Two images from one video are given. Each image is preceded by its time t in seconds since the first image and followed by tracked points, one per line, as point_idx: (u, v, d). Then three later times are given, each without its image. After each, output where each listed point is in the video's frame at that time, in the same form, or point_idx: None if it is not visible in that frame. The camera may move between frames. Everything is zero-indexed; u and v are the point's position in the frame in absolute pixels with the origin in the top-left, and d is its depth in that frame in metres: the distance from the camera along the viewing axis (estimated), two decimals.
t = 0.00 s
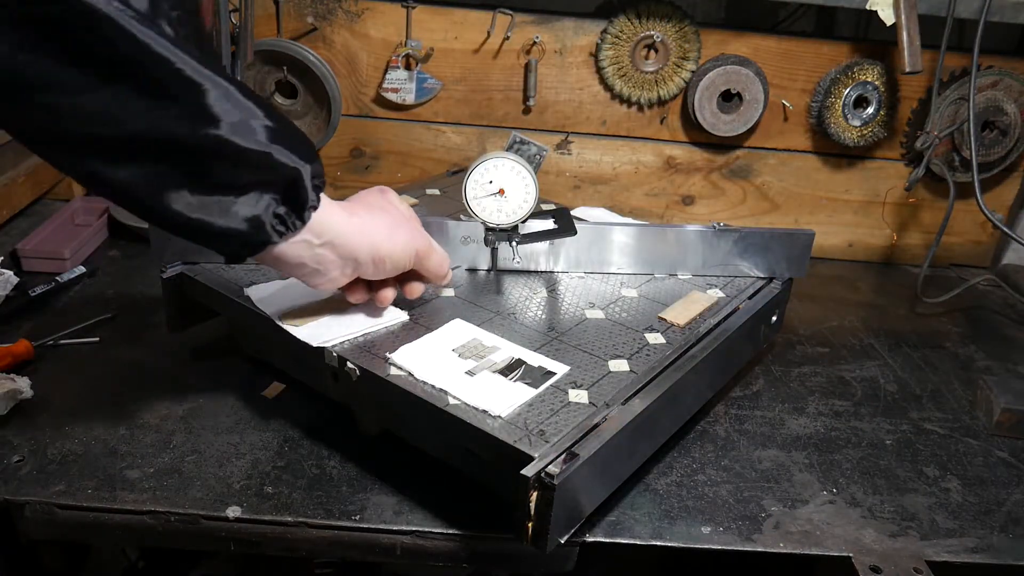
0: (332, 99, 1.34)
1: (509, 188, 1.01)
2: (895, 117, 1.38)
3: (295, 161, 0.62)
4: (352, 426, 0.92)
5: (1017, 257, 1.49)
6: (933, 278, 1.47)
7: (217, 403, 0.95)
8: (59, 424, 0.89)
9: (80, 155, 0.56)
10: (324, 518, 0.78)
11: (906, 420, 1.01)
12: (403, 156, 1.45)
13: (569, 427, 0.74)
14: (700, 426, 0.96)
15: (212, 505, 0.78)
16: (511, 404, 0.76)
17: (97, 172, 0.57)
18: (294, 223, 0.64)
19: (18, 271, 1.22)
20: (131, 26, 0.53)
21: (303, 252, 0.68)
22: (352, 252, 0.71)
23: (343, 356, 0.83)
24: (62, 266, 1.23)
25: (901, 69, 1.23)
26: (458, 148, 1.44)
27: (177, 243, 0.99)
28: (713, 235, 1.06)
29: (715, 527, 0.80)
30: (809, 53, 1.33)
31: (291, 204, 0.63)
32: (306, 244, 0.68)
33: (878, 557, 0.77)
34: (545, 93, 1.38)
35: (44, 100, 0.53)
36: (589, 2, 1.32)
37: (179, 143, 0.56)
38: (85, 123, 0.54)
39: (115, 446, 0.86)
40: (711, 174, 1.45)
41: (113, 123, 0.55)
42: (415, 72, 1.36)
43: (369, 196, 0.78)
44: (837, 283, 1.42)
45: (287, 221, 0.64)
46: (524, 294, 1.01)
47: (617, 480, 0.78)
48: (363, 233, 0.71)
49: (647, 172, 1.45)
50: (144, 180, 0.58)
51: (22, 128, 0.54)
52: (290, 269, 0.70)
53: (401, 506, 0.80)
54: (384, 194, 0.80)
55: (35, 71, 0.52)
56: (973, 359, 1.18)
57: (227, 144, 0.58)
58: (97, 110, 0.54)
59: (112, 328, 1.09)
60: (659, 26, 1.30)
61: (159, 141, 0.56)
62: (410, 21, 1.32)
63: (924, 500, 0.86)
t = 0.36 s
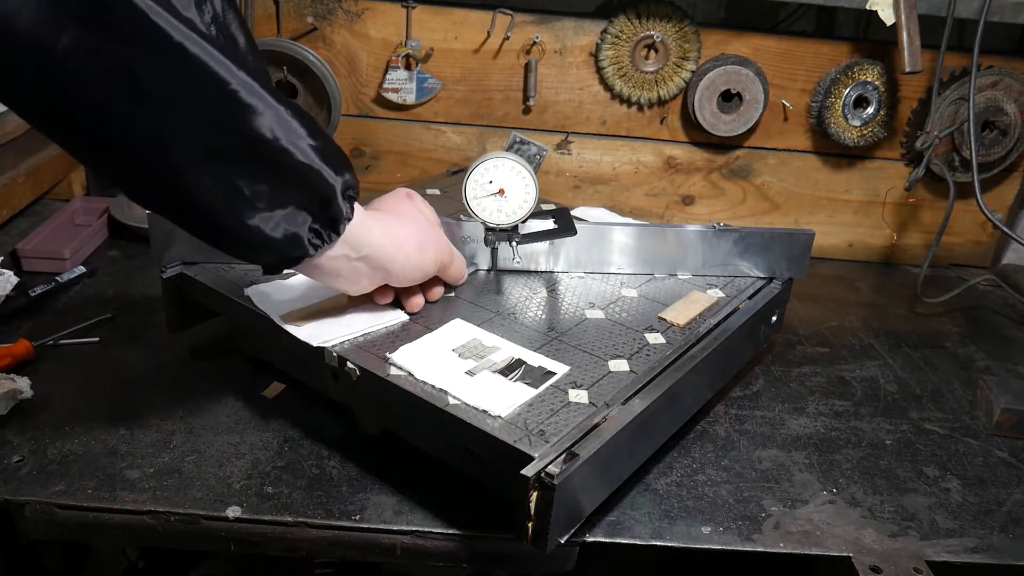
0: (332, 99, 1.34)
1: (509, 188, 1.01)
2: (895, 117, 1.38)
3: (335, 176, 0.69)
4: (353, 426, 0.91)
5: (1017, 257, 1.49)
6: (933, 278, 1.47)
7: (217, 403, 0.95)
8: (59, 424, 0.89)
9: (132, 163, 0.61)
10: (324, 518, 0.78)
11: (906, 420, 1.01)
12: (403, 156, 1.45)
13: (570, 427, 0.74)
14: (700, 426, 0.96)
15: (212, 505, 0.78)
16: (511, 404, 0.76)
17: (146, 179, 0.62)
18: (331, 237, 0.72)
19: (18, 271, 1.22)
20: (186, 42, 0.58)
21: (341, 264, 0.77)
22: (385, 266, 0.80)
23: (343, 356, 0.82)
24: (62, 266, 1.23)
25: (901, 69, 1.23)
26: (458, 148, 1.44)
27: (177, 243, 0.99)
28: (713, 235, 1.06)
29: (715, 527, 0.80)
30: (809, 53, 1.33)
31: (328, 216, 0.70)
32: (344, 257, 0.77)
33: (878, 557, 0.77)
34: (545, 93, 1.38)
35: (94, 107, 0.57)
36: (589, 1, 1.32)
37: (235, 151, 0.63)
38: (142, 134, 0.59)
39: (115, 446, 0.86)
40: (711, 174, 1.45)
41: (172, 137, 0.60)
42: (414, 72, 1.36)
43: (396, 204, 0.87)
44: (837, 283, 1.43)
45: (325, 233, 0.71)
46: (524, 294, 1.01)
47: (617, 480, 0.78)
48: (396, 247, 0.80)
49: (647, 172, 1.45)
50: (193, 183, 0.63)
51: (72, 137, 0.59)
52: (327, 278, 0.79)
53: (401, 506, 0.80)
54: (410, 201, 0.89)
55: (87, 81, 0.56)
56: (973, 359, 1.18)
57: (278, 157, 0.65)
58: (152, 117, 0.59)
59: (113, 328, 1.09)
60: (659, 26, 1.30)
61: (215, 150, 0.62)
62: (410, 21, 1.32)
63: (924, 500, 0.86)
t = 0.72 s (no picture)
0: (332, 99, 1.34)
1: (509, 188, 1.01)
2: (895, 117, 1.38)
3: (344, 182, 0.70)
4: (353, 426, 0.91)
5: (1017, 257, 1.49)
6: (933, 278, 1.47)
7: (217, 403, 0.95)
8: (59, 424, 0.89)
9: (139, 165, 0.61)
10: (324, 518, 0.78)
11: (906, 420, 1.01)
12: (403, 156, 1.45)
13: (570, 427, 0.74)
14: (700, 427, 0.96)
15: (212, 505, 0.78)
16: (511, 404, 0.76)
17: (153, 181, 0.62)
18: (337, 240, 0.73)
19: (18, 271, 1.22)
20: (202, 49, 0.58)
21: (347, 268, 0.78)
22: (391, 270, 0.81)
23: (343, 356, 0.82)
24: (62, 266, 1.23)
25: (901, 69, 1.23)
26: (458, 148, 1.44)
27: (177, 243, 0.99)
28: (713, 235, 1.06)
29: (715, 527, 0.80)
30: (809, 53, 1.33)
31: (335, 222, 0.72)
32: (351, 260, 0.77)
33: (878, 557, 0.77)
34: (545, 93, 1.38)
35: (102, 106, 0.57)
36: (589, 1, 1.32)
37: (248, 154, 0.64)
38: (150, 138, 0.59)
39: (115, 446, 0.86)
40: (711, 174, 1.45)
41: (182, 143, 0.60)
42: (415, 72, 1.36)
43: (405, 205, 0.87)
44: (836, 283, 1.42)
45: (330, 237, 0.73)
46: (524, 294, 1.01)
47: (617, 481, 0.78)
48: (403, 251, 0.81)
49: (647, 171, 1.45)
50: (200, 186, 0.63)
51: (79, 137, 0.59)
52: (332, 279, 0.79)
53: (401, 506, 0.80)
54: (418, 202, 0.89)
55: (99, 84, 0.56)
56: (973, 359, 1.18)
57: (291, 164, 0.66)
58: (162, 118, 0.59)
59: (113, 328, 1.09)
60: (659, 26, 1.30)
61: (226, 155, 0.62)
62: (410, 21, 1.32)
63: (924, 500, 0.86)
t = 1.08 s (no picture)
0: (332, 99, 1.34)
1: (509, 188, 1.01)
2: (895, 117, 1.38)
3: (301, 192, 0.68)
4: (353, 427, 0.91)
5: (1017, 257, 1.49)
6: (933, 278, 1.47)
7: (217, 403, 0.95)
8: (58, 425, 0.89)
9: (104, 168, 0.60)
10: (324, 518, 0.78)
11: (906, 420, 1.01)
12: (404, 156, 1.45)
13: (570, 427, 0.74)
14: (701, 426, 0.96)
15: (212, 505, 0.78)
16: (511, 404, 0.76)
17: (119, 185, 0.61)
18: (294, 248, 0.70)
19: (18, 271, 1.22)
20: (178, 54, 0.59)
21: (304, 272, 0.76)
22: (349, 275, 0.78)
23: (343, 356, 0.82)
24: (62, 266, 1.23)
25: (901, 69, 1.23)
26: (458, 148, 1.44)
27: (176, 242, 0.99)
28: (714, 235, 1.06)
29: (715, 527, 0.80)
30: (809, 53, 1.33)
31: (294, 229, 0.69)
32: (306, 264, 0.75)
33: (878, 557, 0.77)
34: (545, 93, 1.39)
35: (64, 115, 0.57)
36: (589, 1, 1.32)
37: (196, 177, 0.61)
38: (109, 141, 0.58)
39: (115, 446, 0.86)
40: (711, 174, 1.45)
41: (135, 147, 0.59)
42: (414, 72, 1.36)
43: (378, 210, 0.84)
44: (836, 283, 1.43)
45: (288, 245, 0.70)
46: (524, 294, 1.01)
47: (617, 480, 0.78)
48: (363, 257, 0.78)
49: (647, 171, 1.45)
50: (154, 198, 0.62)
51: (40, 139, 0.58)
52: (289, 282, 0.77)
53: (401, 506, 0.80)
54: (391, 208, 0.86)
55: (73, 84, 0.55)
56: (973, 359, 1.18)
57: (243, 181, 0.63)
58: (113, 130, 0.58)
59: (113, 328, 1.10)
60: (659, 26, 1.30)
61: (174, 173, 0.60)
62: (411, 21, 1.32)
63: (924, 500, 0.86)
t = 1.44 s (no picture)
0: (332, 99, 1.34)
1: (509, 188, 1.01)
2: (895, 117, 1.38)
3: (335, 192, 0.69)
4: (353, 427, 0.91)
5: (1017, 257, 1.48)
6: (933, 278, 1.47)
7: (217, 403, 0.94)
8: (58, 425, 0.89)
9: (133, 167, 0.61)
10: (324, 518, 0.78)
11: (906, 420, 1.01)
12: (404, 156, 1.45)
13: (570, 427, 0.74)
14: (701, 426, 0.96)
15: (212, 505, 0.78)
16: (511, 404, 0.76)
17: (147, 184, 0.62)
18: (325, 247, 0.72)
19: (18, 271, 1.22)
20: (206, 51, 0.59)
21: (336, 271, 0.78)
22: (380, 274, 0.80)
23: (343, 356, 0.82)
24: (62, 266, 1.23)
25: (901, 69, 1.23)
26: (458, 148, 1.44)
27: (176, 242, 0.99)
28: (714, 235, 1.06)
29: (715, 527, 0.80)
30: (809, 53, 1.33)
31: (326, 229, 0.70)
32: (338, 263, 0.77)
33: (878, 557, 0.77)
34: (545, 93, 1.38)
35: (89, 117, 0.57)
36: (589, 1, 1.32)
37: (228, 181, 0.63)
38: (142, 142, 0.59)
39: (115, 446, 0.86)
40: (711, 174, 1.45)
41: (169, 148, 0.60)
42: (415, 72, 1.36)
43: (405, 209, 0.86)
44: (836, 283, 1.43)
45: (320, 244, 0.71)
46: (524, 294, 1.01)
47: (617, 480, 0.78)
48: (393, 256, 0.80)
49: (647, 171, 1.45)
50: (184, 196, 0.63)
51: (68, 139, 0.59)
52: (321, 281, 0.79)
53: (401, 506, 0.80)
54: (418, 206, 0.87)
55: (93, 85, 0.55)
56: (973, 359, 1.18)
57: (276, 184, 0.65)
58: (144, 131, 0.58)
59: (113, 328, 1.09)
60: (659, 26, 1.30)
61: (208, 177, 0.62)
62: (410, 21, 1.32)
63: (924, 500, 0.86)
